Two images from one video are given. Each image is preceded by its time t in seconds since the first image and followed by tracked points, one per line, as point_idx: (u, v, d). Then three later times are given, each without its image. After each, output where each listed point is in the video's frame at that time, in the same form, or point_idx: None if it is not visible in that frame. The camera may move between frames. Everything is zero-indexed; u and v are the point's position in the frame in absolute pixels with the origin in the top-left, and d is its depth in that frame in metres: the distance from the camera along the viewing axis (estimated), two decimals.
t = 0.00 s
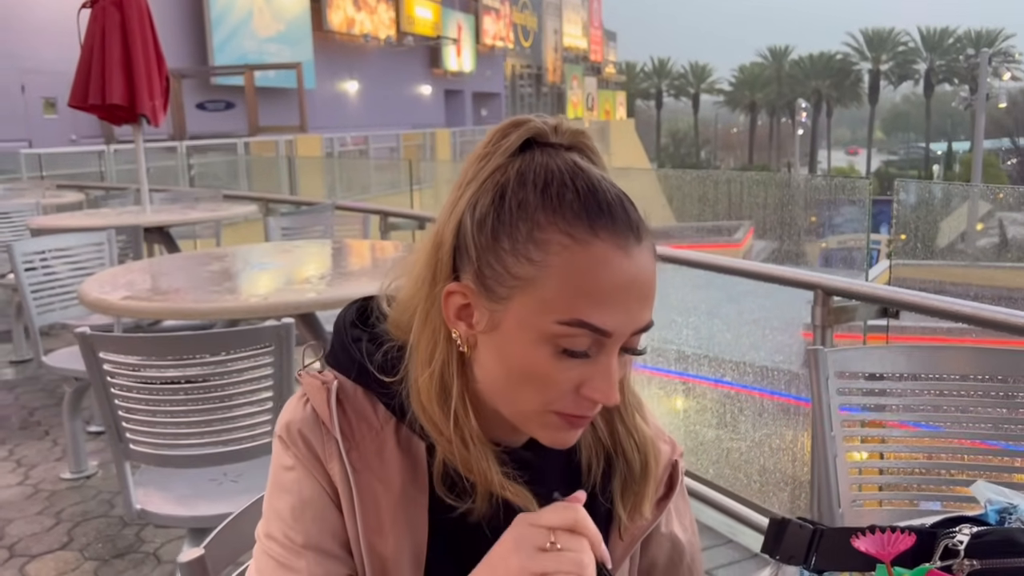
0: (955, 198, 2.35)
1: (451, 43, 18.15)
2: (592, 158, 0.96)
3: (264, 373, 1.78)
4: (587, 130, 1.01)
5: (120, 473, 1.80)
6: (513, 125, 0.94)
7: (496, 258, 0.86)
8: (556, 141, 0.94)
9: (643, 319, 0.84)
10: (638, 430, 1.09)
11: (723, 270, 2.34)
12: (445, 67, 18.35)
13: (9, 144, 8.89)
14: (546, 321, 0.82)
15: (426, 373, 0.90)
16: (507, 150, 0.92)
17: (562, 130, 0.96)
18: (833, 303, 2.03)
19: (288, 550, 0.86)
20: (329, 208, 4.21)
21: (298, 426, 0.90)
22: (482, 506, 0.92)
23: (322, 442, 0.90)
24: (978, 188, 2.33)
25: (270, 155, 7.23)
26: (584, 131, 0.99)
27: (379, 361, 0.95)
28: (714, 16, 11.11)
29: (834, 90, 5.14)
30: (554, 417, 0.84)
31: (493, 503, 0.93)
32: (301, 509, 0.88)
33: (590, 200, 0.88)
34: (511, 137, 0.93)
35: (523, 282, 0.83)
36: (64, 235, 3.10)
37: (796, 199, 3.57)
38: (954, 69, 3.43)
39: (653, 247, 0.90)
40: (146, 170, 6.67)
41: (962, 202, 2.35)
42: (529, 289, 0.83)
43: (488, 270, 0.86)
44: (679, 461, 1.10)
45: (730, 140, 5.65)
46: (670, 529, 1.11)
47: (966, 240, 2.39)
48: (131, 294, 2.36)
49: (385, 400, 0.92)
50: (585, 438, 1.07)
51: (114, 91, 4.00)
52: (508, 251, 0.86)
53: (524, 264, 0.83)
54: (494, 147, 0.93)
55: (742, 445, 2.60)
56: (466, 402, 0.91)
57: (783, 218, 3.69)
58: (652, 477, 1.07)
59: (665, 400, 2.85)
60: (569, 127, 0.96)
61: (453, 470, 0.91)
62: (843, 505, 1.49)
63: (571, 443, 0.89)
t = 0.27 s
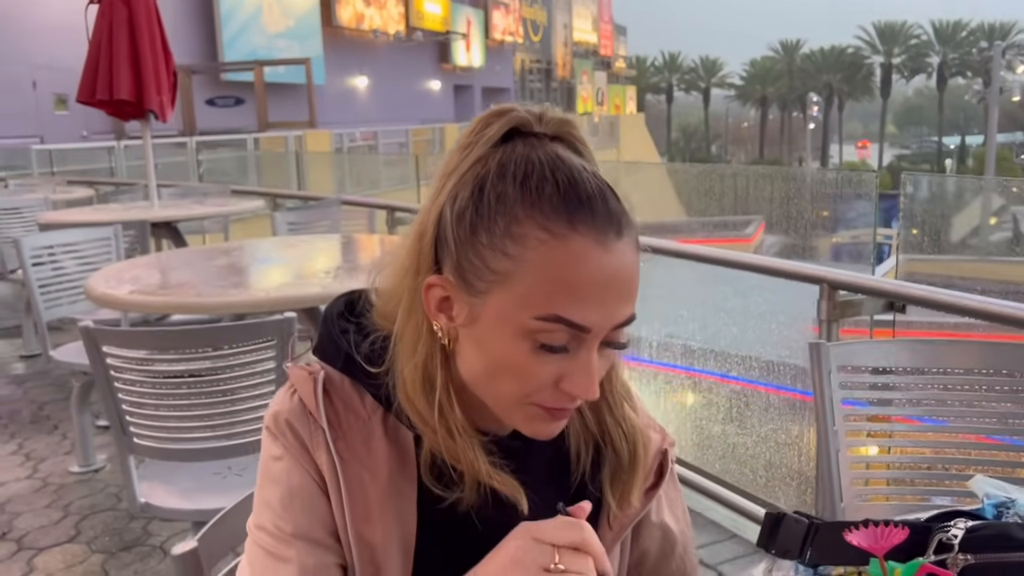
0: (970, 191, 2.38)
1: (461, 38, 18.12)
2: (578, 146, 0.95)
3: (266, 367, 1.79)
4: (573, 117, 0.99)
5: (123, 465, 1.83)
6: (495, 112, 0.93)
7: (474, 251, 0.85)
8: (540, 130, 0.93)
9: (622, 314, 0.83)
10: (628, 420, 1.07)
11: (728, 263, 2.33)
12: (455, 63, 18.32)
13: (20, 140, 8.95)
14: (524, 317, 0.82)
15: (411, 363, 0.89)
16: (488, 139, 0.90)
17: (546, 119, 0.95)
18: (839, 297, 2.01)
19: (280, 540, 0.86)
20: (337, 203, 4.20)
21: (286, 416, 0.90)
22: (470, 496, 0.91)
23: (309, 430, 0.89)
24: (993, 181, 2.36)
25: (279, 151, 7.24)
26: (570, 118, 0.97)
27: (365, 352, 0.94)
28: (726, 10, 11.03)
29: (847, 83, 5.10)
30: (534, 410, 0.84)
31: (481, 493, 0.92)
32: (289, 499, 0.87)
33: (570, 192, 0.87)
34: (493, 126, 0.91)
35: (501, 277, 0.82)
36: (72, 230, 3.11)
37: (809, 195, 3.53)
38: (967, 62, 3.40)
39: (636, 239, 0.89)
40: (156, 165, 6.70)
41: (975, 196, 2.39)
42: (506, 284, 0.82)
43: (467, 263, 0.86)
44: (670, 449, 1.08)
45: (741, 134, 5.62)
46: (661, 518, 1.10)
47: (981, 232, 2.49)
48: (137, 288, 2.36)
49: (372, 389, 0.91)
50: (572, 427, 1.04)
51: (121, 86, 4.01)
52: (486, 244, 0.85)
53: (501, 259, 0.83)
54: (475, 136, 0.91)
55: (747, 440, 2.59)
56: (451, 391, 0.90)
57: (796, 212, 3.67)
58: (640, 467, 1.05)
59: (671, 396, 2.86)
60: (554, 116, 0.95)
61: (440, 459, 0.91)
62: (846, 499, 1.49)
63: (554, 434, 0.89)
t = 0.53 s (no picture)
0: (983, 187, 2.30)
1: (472, 35, 18.11)
2: (553, 136, 0.93)
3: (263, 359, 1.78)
4: (550, 105, 0.97)
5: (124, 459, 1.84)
6: (467, 102, 0.92)
7: (437, 246, 0.86)
8: (512, 120, 0.92)
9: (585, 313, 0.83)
10: (604, 409, 1.06)
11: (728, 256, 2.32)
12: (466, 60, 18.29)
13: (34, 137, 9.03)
14: (483, 315, 0.82)
15: (382, 352, 0.90)
16: (457, 130, 0.90)
17: (520, 107, 0.93)
18: (842, 291, 1.99)
19: (252, 527, 0.87)
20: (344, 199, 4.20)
21: (258, 402, 0.89)
22: (442, 482, 0.93)
23: (281, 414, 0.90)
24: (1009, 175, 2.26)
25: (291, 147, 7.26)
26: (546, 106, 0.96)
27: (338, 338, 0.94)
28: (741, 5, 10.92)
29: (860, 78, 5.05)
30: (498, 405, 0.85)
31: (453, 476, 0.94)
32: (262, 486, 0.88)
33: (535, 187, 0.86)
34: (462, 117, 0.90)
35: (462, 274, 0.83)
36: (79, 226, 3.13)
37: (824, 189, 3.48)
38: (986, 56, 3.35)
39: (605, 233, 0.88)
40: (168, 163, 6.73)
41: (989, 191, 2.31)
42: (466, 282, 0.82)
43: (431, 257, 0.86)
44: (648, 435, 1.08)
45: (754, 130, 5.56)
46: (637, 501, 1.09)
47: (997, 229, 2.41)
48: (143, 282, 2.37)
49: (346, 376, 0.92)
50: (547, 415, 1.04)
51: (129, 82, 4.03)
52: (449, 239, 0.85)
53: (463, 255, 0.83)
54: (445, 127, 0.91)
55: (752, 435, 2.58)
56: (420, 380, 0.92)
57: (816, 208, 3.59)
58: (616, 456, 1.05)
59: (676, 391, 2.83)
60: (529, 104, 0.93)
61: (412, 447, 0.93)
62: (843, 494, 1.50)
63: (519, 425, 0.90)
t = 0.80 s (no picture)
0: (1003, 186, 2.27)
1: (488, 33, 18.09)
2: (540, 140, 0.95)
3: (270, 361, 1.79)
4: (537, 107, 0.99)
5: (133, 459, 1.85)
6: (453, 109, 0.93)
7: (428, 250, 0.87)
8: (499, 124, 0.93)
9: (575, 313, 0.84)
10: (599, 418, 1.07)
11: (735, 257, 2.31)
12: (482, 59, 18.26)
13: (53, 138, 9.12)
14: (474, 316, 0.83)
15: (373, 361, 0.92)
16: (445, 135, 0.91)
17: (506, 112, 0.95)
18: (853, 292, 1.97)
19: (238, 543, 0.89)
20: (356, 199, 4.21)
21: (247, 416, 0.91)
22: (434, 493, 0.94)
23: (270, 428, 0.91)
24: None
25: (306, 147, 7.27)
26: (533, 110, 0.97)
27: (330, 348, 0.95)
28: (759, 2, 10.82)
29: (877, 74, 4.99)
30: (491, 408, 0.86)
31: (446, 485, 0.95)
32: (250, 501, 0.90)
33: (523, 188, 0.87)
34: (449, 122, 0.92)
35: (453, 276, 0.84)
36: (93, 226, 3.16)
37: (839, 189, 3.43)
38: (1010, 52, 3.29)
39: (594, 233, 0.90)
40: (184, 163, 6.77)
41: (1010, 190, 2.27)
42: (457, 285, 0.84)
43: (421, 261, 0.87)
44: (645, 442, 1.07)
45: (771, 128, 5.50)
46: (635, 511, 1.08)
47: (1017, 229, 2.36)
48: (155, 283, 2.39)
49: (336, 387, 0.94)
50: (541, 424, 1.06)
51: (143, 83, 4.06)
52: (439, 243, 0.86)
53: (453, 258, 0.84)
54: (433, 134, 0.92)
55: (763, 437, 2.54)
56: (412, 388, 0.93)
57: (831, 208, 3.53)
58: (612, 466, 1.05)
59: (686, 391, 2.82)
60: (515, 109, 0.95)
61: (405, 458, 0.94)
62: (848, 500, 1.50)
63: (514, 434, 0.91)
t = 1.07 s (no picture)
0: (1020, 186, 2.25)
1: (502, 33, 18.11)
2: (531, 132, 0.96)
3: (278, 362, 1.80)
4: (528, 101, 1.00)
5: (143, 460, 1.86)
6: (446, 102, 0.94)
7: (423, 236, 0.87)
8: (490, 118, 0.94)
9: (571, 290, 0.85)
10: (603, 416, 1.08)
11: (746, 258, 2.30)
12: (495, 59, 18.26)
13: (69, 138, 9.20)
14: (471, 296, 0.83)
15: (373, 356, 0.92)
16: (438, 128, 0.92)
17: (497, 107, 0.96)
18: (865, 295, 1.96)
19: (237, 555, 0.88)
20: (367, 200, 4.22)
21: (248, 427, 0.90)
22: (438, 496, 0.93)
23: (271, 439, 0.90)
24: None
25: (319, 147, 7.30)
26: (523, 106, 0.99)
27: (331, 357, 0.94)
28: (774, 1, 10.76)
29: (894, 73, 4.95)
30: (492, 393, 0.85)
31: (450, 487, 0.94)
32: (249, 514, 0.89)
33: (515, 171, 0.88)
34: (442, 114, 0.93)
35: (448, 258, 0.84)
36: (107, 227, 3.18)
37: (851, 190, 3.39)
38: None
39: (586, 216, 0.91)
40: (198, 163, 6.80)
41: None
42: (453, 267, 0.84)
43: (417, 249, 0.88)
44: (654, 449, 1.09)
45: (786, 128, 5.47)
46: (642, 520, 1.09)
47: None
48: (167, 284, 2.40)
49: (338, 396, 0.93)
50: (546, 427, 1.06)
51: (157, 85, 4.09)
52: (433, 228, 0.87)
53: (448, 240, 0.85)
54: (425, 128, 0.94)
55: (774, 439, 2.53)
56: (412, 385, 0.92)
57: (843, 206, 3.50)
58: (619, 463, 1.05)
59: (698, 392, 2.81)
60: (506, 104, 0.96)
61: (408, 458, 0.93)
62: (857, 504, 1.49)
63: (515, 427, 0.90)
